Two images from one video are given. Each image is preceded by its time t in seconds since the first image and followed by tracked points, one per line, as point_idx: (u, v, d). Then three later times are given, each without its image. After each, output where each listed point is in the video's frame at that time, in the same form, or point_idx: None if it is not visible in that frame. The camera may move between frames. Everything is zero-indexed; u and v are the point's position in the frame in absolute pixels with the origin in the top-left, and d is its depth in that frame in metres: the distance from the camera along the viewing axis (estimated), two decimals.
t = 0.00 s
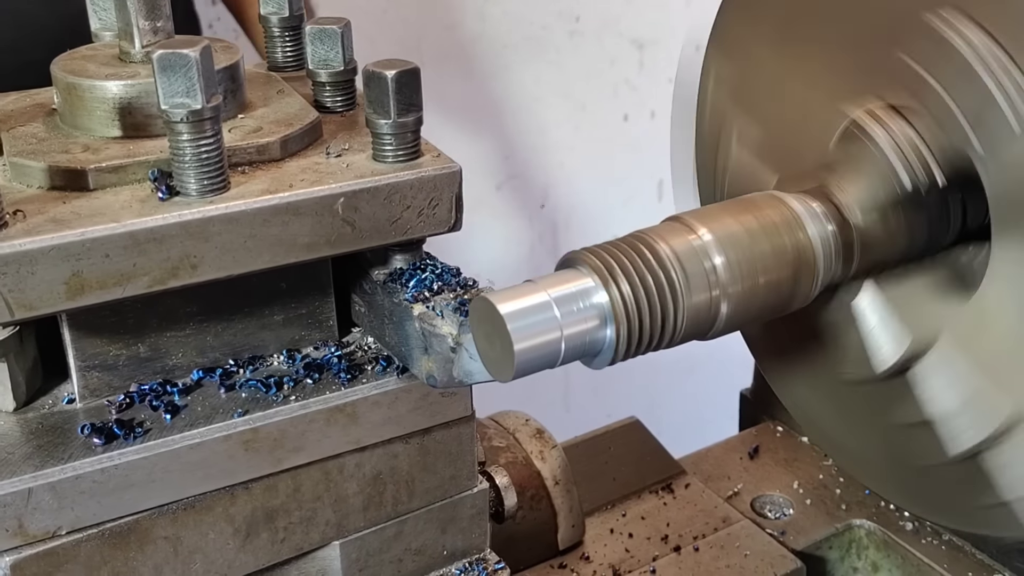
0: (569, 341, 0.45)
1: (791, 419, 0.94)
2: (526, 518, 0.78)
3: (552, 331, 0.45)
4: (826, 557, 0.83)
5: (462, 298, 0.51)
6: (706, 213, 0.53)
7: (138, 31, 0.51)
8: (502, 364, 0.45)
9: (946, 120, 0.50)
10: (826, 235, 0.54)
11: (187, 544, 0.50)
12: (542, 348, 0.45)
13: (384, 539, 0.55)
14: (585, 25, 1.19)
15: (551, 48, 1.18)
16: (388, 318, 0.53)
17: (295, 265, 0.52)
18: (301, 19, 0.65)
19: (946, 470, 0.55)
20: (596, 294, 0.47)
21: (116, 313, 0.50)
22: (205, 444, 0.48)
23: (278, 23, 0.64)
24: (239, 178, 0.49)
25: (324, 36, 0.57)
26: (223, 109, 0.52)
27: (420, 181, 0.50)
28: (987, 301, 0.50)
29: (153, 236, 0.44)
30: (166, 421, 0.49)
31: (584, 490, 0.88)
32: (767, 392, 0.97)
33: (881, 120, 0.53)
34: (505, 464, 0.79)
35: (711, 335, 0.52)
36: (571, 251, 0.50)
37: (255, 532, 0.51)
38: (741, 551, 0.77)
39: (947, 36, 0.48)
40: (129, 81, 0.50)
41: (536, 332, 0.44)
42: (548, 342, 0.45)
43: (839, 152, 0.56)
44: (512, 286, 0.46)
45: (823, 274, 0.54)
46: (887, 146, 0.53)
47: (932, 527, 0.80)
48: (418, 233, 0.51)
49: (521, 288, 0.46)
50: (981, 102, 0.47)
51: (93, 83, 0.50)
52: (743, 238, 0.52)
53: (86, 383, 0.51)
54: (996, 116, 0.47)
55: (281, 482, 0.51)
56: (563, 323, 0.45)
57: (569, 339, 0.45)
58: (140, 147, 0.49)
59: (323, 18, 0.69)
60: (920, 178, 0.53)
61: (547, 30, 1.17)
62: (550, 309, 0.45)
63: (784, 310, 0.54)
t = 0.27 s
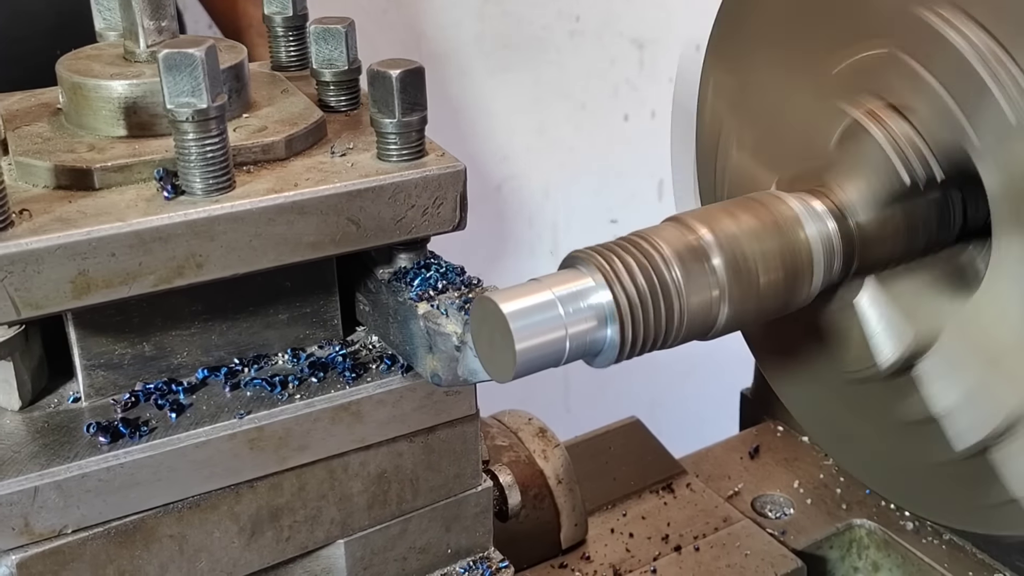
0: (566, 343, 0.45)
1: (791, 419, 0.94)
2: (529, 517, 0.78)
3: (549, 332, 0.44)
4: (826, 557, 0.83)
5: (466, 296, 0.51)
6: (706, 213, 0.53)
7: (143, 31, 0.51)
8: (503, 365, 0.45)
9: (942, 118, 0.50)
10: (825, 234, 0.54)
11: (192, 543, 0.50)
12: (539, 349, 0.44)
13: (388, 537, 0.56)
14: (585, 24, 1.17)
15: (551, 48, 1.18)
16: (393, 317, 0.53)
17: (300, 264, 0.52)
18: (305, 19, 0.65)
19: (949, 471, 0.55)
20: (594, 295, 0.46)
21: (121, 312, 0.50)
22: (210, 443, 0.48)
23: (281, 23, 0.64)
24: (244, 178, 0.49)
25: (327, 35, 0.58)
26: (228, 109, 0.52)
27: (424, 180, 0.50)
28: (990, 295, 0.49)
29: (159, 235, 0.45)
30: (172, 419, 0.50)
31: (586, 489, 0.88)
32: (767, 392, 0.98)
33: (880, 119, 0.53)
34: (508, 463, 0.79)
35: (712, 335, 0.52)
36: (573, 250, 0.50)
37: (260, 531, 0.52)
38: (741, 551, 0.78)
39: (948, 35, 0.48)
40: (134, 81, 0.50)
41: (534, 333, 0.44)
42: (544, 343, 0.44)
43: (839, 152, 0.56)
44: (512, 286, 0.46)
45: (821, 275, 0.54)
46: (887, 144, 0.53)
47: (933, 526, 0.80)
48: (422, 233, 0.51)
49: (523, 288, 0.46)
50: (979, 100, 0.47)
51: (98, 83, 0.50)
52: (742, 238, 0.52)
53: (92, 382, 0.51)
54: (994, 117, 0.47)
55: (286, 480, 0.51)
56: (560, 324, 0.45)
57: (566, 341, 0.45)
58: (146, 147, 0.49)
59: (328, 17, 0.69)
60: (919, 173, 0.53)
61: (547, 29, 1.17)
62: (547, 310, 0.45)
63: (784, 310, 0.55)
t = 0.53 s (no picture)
0: (563, 343, 0.45)
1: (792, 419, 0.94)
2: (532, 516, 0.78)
3: (547, 332, 0.45)
4: (827, 556, 0.83)
5: (470, 295, 0.51)
6: (707, 213, 0.53)
7: (148, 30, 0.52)
8: (503, 364, 0.45)
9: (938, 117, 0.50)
10: (826, 233, 0.54)
11: (197, 541, 0.50)
12: (537, 350, 0.44)
13: (392, 536, 0.56)
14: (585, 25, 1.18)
15: (550, 48, 1.18)
16: (397, 315, 0.53)
17: (305, 263, 0.52)
18: (308, 18, 0.65)
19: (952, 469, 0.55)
20: (596, 293, 0.47)
21: (126, 311, 0.50)
22: (215, 441, 0.49)
23: (286, 22, 0.64)
24: (248, 177, 0.49)
25: (332, 34, 0.57)
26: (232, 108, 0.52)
27: (429, 179, 0.50)
28: (995, 286, 0.49)
29: (164, 234, 0.45)
30: (177, 418, 0.50)
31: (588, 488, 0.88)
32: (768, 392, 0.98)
33: (880, 117, 0.53)
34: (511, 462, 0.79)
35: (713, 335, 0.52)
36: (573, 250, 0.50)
37: (265, 529, 0.52)
38: (742, 551, 0.78)
39: (946, 34, 0.48)
40: (139, 80, 0.50)
41: (535, 333, 0.44)
42: (543, 343, 0.44)
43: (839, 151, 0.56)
44: (513, 285, 0.46)
45: (823, 274, 0.54)
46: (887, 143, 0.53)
47: (933, 526, 0.80)
48: (426, 232, 0.51)
49: (524, 287, 0.46)
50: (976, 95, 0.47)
51: (103, 82, 0.50)
52: (743, 238, 0.52)
53: (97, 381, 0.51)
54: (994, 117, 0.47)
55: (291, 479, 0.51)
56: (560, 324, 0.45)
57: (561, 341, 0.45)
58: (151, 146, 0.50)
59: (331, 17, 0.69)
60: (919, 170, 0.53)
61: (547, 29, 1.17)
62: (547, 309, 0.45)
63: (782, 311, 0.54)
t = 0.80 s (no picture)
0: (562, 343, 0.45)
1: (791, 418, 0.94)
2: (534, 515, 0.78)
3: (548, 333, 0.45)
4: (826, 556, 0.83)
5: (474, 294, 0.51)
6: (707, 213, 0.53)
7: (152, 30, 0.52)
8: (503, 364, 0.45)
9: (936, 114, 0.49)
10: (826, 233, 0.54)
11: (202, 539, 0.50)
12: (539, 351, 0.44)
13: (396, 534, 0.56)
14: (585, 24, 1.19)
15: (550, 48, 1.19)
16: (401, 314, 0.53)
17: (309, 262, 0.52)
18: (311, 18, 0.66)
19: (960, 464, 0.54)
20: (596, 294, 0.47)
21: (130, 310, 0.50)
22: (220, 440, 0.49)
23: (289, 22, 0.64)
24: (253, 176, 0.49)
25: (335, 34, 0.58)
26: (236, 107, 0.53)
27: (432, 178, 0.50)
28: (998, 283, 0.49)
29: (169, 233, 0.45)
30: (181, 417, 0.50)
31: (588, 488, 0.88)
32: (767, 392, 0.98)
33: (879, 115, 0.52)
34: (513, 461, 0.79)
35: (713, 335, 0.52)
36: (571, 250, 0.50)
37: (269, 527, 0.52)
38: (741, 550, 0.78)
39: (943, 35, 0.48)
40: (143, 80, 0.50)
41: (535, 331, 0.44)
42: (543, 342, 0.44)
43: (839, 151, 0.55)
44: (511, 287, 0.46)
45: (823, 273, 0.54)
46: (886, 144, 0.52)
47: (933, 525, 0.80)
48: (430, 230, 0.51)
49: (523, 287, 0.46)
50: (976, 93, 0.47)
51: (107, 82, 0.50)
52: (743, 238, 0.52)
53: (102, 380, 0.51)
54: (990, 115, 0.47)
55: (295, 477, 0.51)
56: (559, 324, 0.45)
57: (560, 342, 0.45)
58: (155, 145, 0.50)
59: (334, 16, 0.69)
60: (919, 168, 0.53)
61: (547, 28, 1.17)
62: (546, 308, 0.45)
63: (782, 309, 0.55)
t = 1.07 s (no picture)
0: (561, 343, 0.45)
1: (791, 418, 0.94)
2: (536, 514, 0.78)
3: (547, 332, 0.45)
4: (826, 555, 0.83)
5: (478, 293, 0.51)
6: (705, 213, 0.53)
7: (156, 29, 0.52)
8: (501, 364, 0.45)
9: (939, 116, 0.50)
10: (823, 232, 0.54)
11: (206, 538, 0.50)
12: (537, 348, 0.44)
13: (399, 533, 0.56)
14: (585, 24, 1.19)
15: (549, 48, 1.19)
16: (404, 313, 0.53)
17: (312, 261, 0.52)
18: (314, 17, 0.66)
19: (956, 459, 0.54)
20: (595, 293, 0.47)
21: (135, 309, 0.50)
22: (224, 438, 0.49)
23: (291, 21, 0.64)
24: (257, 175, 0.49)
25: (338, 34, 0.58)
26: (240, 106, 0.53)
27: (436, 177, 0.50)
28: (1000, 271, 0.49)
29: (174, 232, 0.45)
30: (186, 415, 0.50)
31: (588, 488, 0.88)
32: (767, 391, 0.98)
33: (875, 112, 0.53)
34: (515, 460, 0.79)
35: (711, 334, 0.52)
36: (570, 250, 0.50)
37: (273, 526, 0.52)
38: (741, 549, 0.78)
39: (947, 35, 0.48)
40: (147, 79, 0.50)
41: (535, 332, 0.44)
42: (542, 342, 0.44)
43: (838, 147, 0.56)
44: (510, 286, 0.46)
45: (822, 272, 0.54)
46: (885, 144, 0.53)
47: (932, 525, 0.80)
48: (434, 229, 0.51)
49: (516, 289, 0.46)
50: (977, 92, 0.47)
51: (111, 81, 0.50)
52: (742, 237, 0.52)
53: (106, 378, 0.51)
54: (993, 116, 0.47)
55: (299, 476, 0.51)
56: (558, 324, 0.45)
57: (558, 342, 0.45)
58: (159, 145, 0.50)
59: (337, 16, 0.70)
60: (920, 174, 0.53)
61: (546, 28, 1.17)
62: (546, 309, 0.45)
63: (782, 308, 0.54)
